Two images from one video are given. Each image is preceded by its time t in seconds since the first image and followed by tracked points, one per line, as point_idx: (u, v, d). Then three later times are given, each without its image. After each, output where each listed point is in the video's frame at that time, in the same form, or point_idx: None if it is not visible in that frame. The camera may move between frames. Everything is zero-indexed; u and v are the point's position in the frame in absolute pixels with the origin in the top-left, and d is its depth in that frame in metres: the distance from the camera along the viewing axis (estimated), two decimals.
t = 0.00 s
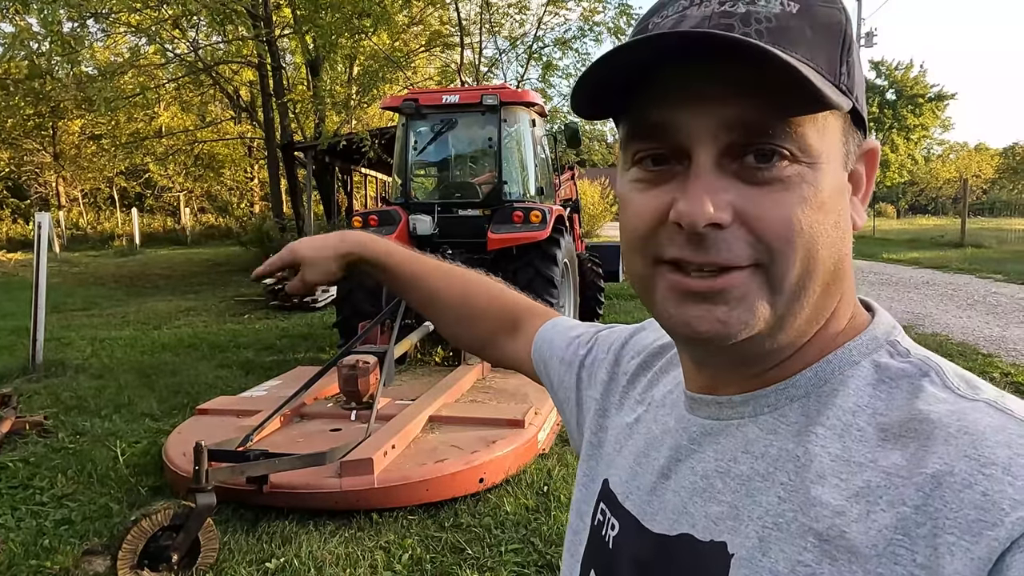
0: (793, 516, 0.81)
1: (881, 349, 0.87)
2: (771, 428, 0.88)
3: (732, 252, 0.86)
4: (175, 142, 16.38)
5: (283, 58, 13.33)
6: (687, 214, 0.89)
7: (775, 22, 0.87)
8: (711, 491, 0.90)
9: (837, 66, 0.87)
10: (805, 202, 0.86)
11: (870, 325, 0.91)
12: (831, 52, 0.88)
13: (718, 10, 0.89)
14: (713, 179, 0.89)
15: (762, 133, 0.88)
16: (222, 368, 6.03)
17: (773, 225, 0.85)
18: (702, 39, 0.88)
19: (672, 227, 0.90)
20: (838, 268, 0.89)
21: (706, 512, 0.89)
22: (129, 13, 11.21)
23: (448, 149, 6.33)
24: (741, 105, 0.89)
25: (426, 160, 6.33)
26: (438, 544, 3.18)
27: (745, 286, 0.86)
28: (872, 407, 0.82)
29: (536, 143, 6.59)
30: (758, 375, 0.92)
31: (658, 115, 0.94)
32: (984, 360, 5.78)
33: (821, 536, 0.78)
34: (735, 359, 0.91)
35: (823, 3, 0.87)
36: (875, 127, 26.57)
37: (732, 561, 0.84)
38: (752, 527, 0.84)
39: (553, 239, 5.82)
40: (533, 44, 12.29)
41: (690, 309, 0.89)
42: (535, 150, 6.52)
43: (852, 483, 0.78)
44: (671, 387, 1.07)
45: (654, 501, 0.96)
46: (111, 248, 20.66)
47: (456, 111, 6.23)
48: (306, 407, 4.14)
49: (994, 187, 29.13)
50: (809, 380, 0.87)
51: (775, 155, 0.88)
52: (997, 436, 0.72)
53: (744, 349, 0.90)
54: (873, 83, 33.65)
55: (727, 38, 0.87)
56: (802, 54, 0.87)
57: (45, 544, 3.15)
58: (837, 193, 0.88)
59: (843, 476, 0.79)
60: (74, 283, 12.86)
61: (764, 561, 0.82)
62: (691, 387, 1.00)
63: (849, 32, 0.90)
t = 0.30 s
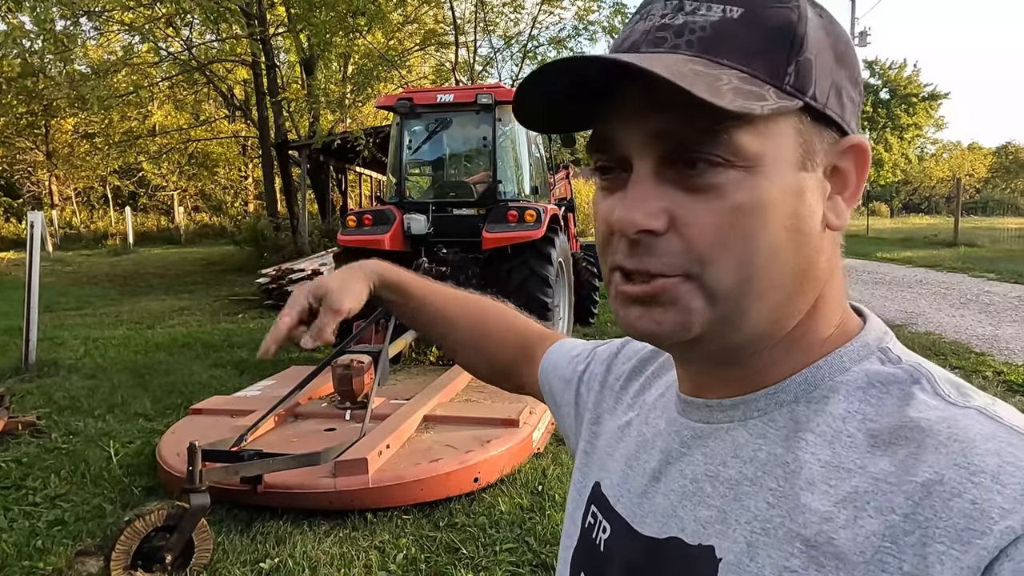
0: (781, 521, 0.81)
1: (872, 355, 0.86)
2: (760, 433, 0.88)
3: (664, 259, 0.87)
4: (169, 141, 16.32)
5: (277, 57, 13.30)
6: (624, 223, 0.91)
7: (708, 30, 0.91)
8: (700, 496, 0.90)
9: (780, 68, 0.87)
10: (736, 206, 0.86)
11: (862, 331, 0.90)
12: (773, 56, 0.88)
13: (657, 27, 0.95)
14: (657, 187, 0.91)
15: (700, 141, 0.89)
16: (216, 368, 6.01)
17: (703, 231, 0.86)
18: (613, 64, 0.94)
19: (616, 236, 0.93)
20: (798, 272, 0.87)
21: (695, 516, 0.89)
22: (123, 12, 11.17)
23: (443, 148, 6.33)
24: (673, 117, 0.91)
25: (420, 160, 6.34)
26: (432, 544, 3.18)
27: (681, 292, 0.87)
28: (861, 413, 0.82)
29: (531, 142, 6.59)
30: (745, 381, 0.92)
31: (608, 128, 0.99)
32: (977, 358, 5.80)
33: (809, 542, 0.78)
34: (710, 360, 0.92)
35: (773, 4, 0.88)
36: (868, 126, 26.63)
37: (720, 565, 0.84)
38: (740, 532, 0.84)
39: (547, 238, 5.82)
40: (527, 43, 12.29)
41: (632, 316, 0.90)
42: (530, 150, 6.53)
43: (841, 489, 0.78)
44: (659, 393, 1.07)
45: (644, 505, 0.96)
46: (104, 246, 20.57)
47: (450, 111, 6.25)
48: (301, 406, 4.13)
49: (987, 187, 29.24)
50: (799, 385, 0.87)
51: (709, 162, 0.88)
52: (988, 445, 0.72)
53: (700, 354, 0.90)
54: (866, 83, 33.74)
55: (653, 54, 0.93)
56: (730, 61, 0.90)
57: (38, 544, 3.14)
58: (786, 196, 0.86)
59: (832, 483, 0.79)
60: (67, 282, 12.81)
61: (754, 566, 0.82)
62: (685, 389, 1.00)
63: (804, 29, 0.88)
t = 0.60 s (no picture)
0: (782, 536, 0.80)
1: (874, 365, 0.85)
2: (758, 444, 0.87)
3: (605, 266, 0.90)
4: (160, 140, 16.24)
5: (268, 56, 13.25)
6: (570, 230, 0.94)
7: (637, 45, 0.90)
8: (700, 509, 0.89)
9: (707, 73, 0.85)
10: (665, 214, 0.86)
11: (863, 339, 0.89)
12: (701, 63, 0.86)
13: (601, 45, 0.95)
14: (598, 198, 0.92)
15: (627, 151, 0.89)
16: (206, 368, 5.98)
17: (637, 237, 0.87)
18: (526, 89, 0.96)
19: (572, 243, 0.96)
20: (748, 279, 0.85)
21: (694, 530, 0.88)
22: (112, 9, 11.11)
23: (435, 147, 6.32)
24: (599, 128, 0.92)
25: (412, 159, 6.32)
26: (424, 545, 3.17)
27: (626, 295, 0.89)
28: (863, 424, 0.81)
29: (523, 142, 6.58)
30: (735, 389, 0.91)
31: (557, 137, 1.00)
32: (968, 357, 5.83)
33: (812, 558, 0.78)
34: (685, 364, 0.92)
35: (707, 10, 0.85)
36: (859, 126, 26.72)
37: None
38: (741, 547, 0.83)
39: (539, 238, 5.81)
40: (520, 42, 12.28)
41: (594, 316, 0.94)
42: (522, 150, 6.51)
43: (842, 502, 0.77)
44: (655, 403, 1.07)
45: (642, 518, 0.95)
46: (94, 246, 20.45)
47: (443, 110, 6.23)
48: (292, 407, 4.10)
49: (978, 187, 29.39)
50: (796, 395, 0.87)
51: (639, 169, 0.88)
52: (993, 458, 0.71)
53: (664, 356, 0.92)
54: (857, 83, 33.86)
55: (584, 71, 0.94)
56: (652, 73, 0.88)
57: (26, 548, 3.11)
58: (719, 204, 0.85)
59: (834, 496, 0.78)
60: (58, 282, 12.74)
61: None
62: (681, 398, 0.99)
63: (732, 33, 0.84)
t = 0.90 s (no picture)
0: (782, 531, 0.79)
1: (875, 360, 0.85)
2: (756, 439, 0.86)
3: (598, 257, 0.89)
4: (150, 138, 16.14)
5: (260, 55, 13.20)
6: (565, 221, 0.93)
7: (634, 36, 0.89)
8: (699, 504, 0.88)
9: (696, 65, 0.83)
10: (654, 207, 0.85)
11: (865, 334, 0.88)
12: (693, 53, 0.84)
13: (601, 37, 0.94)
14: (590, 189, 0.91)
15: (618, 141, 0.89)
16: (198, 368, 5.95)
17: (628, 230, 0.87)
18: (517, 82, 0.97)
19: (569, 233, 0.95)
20: (742, 270, 0.84)
21: (693, 526, 0.87)
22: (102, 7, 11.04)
23: (427, 146, 6.29)
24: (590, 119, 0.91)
25: (405, 158, 6.30)
26: (418, 544, 3.15)
27: (620, 286, 0.89)
28: (863, 419, 0.80)
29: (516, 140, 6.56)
30: (736, 384, 0.90)
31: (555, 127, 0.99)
32: (960, 355, 5.85)
33: (813, 554, 0.76)
34: (684, 355, 0.91)
35: (703, 2, 0.83)
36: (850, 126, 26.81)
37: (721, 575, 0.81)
38: (740, 542, 0.81)
39: (533, 237, 5.80)
40: (512, 41, 12.27)
41: (592, 308, 0.94)
42: (515, 149, 6.50)
43: (842, 497, 0.76)
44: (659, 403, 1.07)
45: (640, 514, 0.95)
46: (84, 245, 20.32)
47: (435, 109, 6.21)
48: (285, 407, 4.08)
49: (967, 187, 29.54)
50: (795, 389, 0.86)
51: (631, 161, 0.88)
52: (996, 455, 0.70)
53: (662, 347, 0.92)
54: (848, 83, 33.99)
55: (580, 63, 0.94)
56: (646, 64, 0.87)
57: (16, 549, 3.08)
58: (711, 195, 0.83)
59: (834, 490, 0.77)
60: (47, 282, 12.66)
61: None
62: (682, 395, 0.99)
63: (727, 21, 0.82)
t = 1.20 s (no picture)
0: (826, 535, 0.78)
1: (920, 358, 0.83)
2: (796, 439, 0.85)
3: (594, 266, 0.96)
4: (140, 137, 16.05)
5: (251, 53, 13.14)
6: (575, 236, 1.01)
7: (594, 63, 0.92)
8: (737, 506, 0.86)
9: (626, 83, 0.86)
10: (615, 215, 0.90)
11: (909, 331, 0.86)
12: (624, 72, 0.86)
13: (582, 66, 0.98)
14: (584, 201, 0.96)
15: (590, 154, 0.94)
16: (190, 368, 5.90)
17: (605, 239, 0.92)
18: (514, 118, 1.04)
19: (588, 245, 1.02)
20: (698, 265, 0.85)
21: (732, 527, 0.85)
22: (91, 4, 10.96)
23: (421, 145, 6.27)
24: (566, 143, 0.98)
25: (398, 157, 6.27)
26: (416, 545, 3.13)
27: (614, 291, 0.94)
28: (907, 418, 0.79)
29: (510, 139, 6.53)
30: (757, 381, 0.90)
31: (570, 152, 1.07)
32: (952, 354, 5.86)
33: (858, 559, 0.75)
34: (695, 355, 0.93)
35: (640, 23, 0.85)
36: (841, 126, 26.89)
37: None
38: (782, 545, 0.80)
39: (527, 236, 5.78)
40: (505, 41, 12.24)
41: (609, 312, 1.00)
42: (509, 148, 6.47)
43: (887, 501, 0.75)
44: (696, 401, 1.04)
45: (676, 515, 0.93)
46: (73, 244, 20.17)
47: (430, 107, 6.17)
48: (279, 407, 4.05)
49: (956, 187, 29.69)
50: (835, 389, 0.84)
51: (597, 178, 0.93)
52: None
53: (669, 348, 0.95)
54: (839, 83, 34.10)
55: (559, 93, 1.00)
56: (593, 87, 0.91)
57: (7, 551, 3.04)
58: (654, 198, 0.87)
59: (878, 492, 0.76)
60: (36, 281, 12.56)
61: None
62: (716, 393, 0.97)
63: (651, 34, 0.84)
